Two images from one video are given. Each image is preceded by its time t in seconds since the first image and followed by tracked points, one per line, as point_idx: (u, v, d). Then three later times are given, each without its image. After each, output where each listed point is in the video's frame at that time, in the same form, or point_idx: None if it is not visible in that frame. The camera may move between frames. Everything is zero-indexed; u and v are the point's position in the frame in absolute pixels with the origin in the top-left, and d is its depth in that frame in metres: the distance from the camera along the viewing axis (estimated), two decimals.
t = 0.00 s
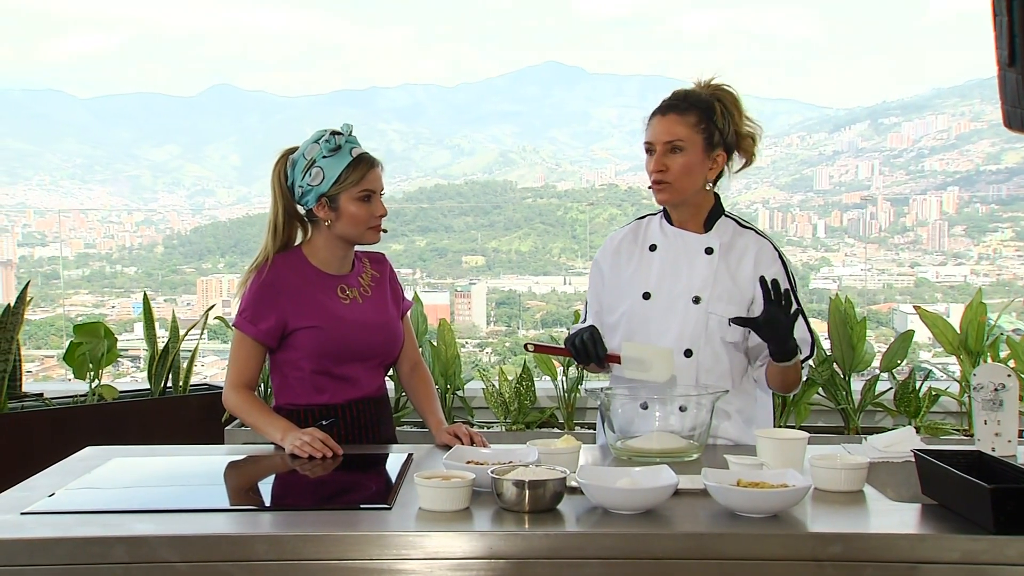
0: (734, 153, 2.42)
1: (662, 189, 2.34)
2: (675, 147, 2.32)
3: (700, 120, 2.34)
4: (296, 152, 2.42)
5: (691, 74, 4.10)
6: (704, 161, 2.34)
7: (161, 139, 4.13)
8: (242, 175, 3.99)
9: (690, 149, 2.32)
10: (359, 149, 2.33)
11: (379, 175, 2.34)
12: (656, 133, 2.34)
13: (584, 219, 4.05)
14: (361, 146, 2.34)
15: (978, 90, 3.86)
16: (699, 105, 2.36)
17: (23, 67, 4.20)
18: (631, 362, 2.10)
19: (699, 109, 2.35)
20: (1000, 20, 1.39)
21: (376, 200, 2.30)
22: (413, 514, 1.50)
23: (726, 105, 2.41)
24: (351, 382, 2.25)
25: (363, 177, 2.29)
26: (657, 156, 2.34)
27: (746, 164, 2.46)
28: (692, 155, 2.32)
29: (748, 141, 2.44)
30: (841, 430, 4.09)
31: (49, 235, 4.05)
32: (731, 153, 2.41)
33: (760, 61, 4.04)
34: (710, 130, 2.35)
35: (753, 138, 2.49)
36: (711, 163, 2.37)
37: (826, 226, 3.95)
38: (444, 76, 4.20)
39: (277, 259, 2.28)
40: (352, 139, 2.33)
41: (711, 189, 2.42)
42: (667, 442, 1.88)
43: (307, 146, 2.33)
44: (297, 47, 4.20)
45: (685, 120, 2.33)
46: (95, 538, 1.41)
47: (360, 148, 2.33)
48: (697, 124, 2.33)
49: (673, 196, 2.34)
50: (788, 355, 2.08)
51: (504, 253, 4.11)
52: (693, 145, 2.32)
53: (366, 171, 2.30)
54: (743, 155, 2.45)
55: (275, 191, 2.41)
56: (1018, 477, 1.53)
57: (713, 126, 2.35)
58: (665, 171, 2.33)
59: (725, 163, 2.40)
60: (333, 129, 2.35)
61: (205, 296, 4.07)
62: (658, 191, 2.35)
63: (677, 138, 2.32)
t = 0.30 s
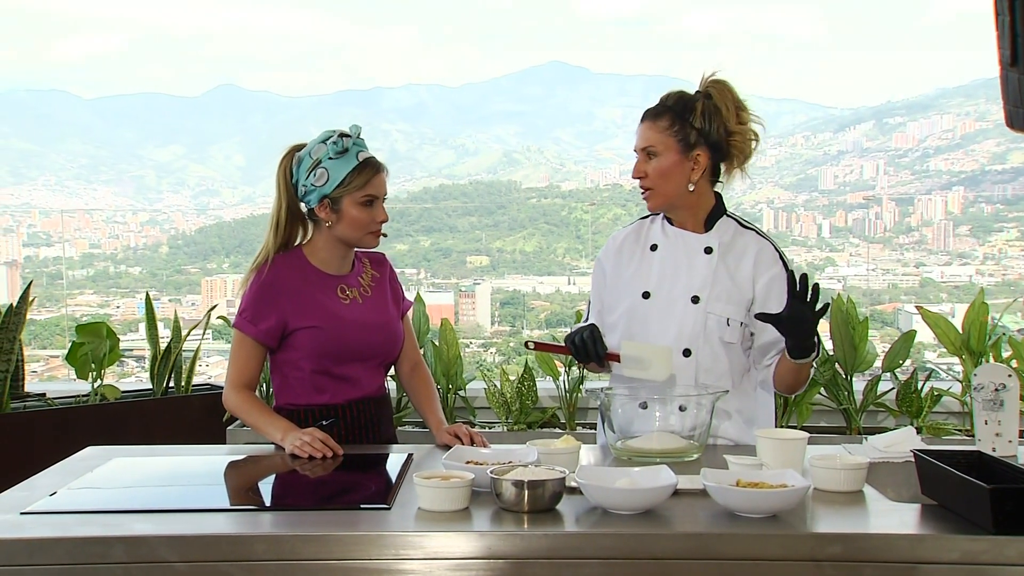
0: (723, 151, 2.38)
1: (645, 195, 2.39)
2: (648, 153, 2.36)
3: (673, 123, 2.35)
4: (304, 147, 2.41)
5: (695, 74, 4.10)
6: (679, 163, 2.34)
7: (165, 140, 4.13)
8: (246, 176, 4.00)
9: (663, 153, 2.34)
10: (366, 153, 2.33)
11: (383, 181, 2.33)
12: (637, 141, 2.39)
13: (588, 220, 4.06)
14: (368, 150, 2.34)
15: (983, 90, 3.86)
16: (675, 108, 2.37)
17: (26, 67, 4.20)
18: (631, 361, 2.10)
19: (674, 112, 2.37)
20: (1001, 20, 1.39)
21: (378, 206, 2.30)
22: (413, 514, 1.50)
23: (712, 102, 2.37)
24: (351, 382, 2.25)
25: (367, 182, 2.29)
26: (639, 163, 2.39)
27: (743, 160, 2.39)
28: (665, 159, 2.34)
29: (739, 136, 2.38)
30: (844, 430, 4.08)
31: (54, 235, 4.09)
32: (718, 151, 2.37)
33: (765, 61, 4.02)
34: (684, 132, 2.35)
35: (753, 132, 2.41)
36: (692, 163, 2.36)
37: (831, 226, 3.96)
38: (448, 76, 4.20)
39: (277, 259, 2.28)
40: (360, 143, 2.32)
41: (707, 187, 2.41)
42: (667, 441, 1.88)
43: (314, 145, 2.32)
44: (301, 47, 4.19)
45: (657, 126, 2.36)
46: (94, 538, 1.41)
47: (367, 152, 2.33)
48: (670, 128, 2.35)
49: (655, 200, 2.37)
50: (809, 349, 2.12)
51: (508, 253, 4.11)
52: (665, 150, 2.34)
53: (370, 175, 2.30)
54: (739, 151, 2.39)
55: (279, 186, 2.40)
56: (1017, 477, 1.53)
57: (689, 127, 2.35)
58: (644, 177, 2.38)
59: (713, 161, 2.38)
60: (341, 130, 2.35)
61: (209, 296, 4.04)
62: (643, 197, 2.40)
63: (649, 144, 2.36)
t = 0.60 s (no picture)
0: (725, 151, 2.39)
1: (647, 192, 2.37)
2: (653, 149, 2.35)
3: (678, 120, 2.35)
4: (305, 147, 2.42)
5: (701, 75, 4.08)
6: (684, 160, 2.34)
7: (169, 140, 4.13)
8: (251, 176, 4.01)
9: (668, 149, 2.33)
10: (364, 149, 2.31)
11: (382, 177, 2.32)
12: (638, 137, 2.38)
13: (591, 220, 4.08)
14: (366, 147, 2.33)
15: (989, 90, 3.88)
16: (678, 106, 2.37)
17: (30, 67, 4.21)
18: (630, 363, 2.10)
19: (677, 110, 2.37)
20: (1004, 20, 1.39)
21: (377, 203, 2.28)
22: (411, 514, 1.50)
23: (715, 101, 2.38)
24: (351, 383, 2.25)
25: (364, 178, 2.27)
26: (640, 159, 2.38)
27: (744, 159, 2.41)
28: (669, 155, 2.33)
29: (740, 135, 2.40)
30: (846, 430, 4.07)
31: (59, 235, 4.09)
32: (721, 150, 2.38)
33: (770, 61, 4.03)
34: (689, 129, 2.35)
35: (753, 131, 2.43)
36: (696, 161, 2.36)
37: (836, 225, 3.97)
38: (453, 76, 4.19)
39: (277, 258, 2.28)
40: (357, 139, 2.31)
41: (708, 187, 2.41)
42: (667, 442, 1.88)
43: (312, 144, 2.32)
44: (306, 48, 4.19)
45: (662, 122, 2.35)
46: (92, 538, 1.41)
47: (365, 149, 2.32)
48: (674, 125, 2.35)
49: (658, 197, 2.36)
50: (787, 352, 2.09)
51: (513, 253, 4.11)
52: (671, 146, 2.33)
53: (367, 171, 2.29)
54: (739, 150, 2.41)
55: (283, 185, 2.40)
56: (1017, 477, 1.53)
57: (694, 125, 2.36)
58: (646, 174, 2.36)
59: (716, 160, 2.39)
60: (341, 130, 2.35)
61: (215, 296, 4.05)
62: (646, 195, 2.38)
63: (653, 140, 2.34)
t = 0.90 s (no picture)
0: (731, 152, 2.41)
1: (658, 190, 2.35)
2: (667, 148, 2.32)
3: (691, 119, 2.34)
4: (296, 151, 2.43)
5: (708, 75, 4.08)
6: (697, 160, 2.33)
7: (175, 140, 4.14)
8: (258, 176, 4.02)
9: (682, 149, 2.32)
10: (357, 148, 2.33)
11: (376, 173, 2.34)
12: (648, 135, 2.35)
13: (597, 220, 4.09)
14: (359, 145, 2.35)
15: (997, 90, 3.89)
16: (692, 105, 2.36)
17: (36, 68, 4.21)
18: (631, 363, 2.10)
19: (690, 108, 2.36)
20: (1006, 19, 1.38)
21: (373, 199, 2.30)
22: (410, 514, 1.51)
23: (721, 104, 2.40)
24: (352, 383, 2.25)
25: (359, 175, 2.29)
26: (650, 157, 2.35)
27: (744, 160, 2.44)
28: (683, 154, 2.32)
29: (744, 138, 2.42)
30: (848, 430, 4.07)
31: (66, 235, 4.09)
32: (727, 152, 2.39)
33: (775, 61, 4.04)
34: (703, 129, 2.34)
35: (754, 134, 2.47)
36: (706, 162, 2.36)
37: (843, 226, 3.98)
38: (459, 76, 4.20)
39: (279, 259, 2.28)
40: (350, 138, 2.33)
41: (712, 187, 2.42)
42: (666, 442, 1.88)
43: (304, 145, 2.34)
44: (312, 48, 4.20)
45: (676, 121, 2.34)
46: (92, 538, 1.42)
47: (358, 147, 2.34)
48: (688, 124, 2.34)
49: (668, 195, 2.34)
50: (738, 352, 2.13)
51: (519, 253, 4.12)
52: (685, 145, 2.32)
53: (362, 169, 2.31)
54: (740, 153, 2.44)
55: (275, 191, 2.41)
56: (1017, 478, 1.53)
57: (707, 126, 2.35)
58: (657, 172, 2.34)
59: (723, 161, 2.39)
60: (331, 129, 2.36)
61: (221, 297, 4.06)
62: (655, 193, 2.36)
63: (667, 138, 2.32)
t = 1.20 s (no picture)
0: (730, 152, 2.40)
1: (654, 192, 2.35)
2: (664, 150, 2.33)
3: (687, 121, 2.35)
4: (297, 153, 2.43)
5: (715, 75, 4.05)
6: (693, 161, 2.33)
7: (184, 141, 4.19)
8: (265, 177, 4.03)
9: (678, 150, 2.32)
10: (357, 148, 2.33)
11: (377, 173, 2.34)
12: (646, 137, 2.36)
13: (604, 220, 4.08)
14: (359, 145, 2.35)
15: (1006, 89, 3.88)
16: (688, 107, 2.37)
17: (43, 68, 4.21)
18: (631, 363, 2.10)
19: (686, 110, 2.36)
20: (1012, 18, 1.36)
21: (375, 199, 2.31)
22: (408, 514, 1.51)
23: (720, 103, 2.40)
24: (352, 383, 2.25)
25: (360, 174, 2.29)
26: (648, 159, 2.35)
27: (746, 160, 2.43)
28: (679, 156, 2.32)
29: (745, 138, 2.42)
30: (852, 430, 4.05)
31: (74, 236, 4.09)
32: (727, 151, 2.39)
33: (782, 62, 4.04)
34: (699, 130, 2.34)
35: (755, 134, 2.46)
36: (705, 162, 2.35)
37: (850, 226, 3.97)
38: (466, 76, 4.21)
39: (279, 260, 2.28)
40: (350, 139, 2.33)
41: (711, 188, 2.41)
42: (666, 442, 1.88)
43: (305, 146, 2.34)
44: (320, 48, 4.21)
45: (672, 123, 2.34)
46: (89, 538, 1.42)
47: (359, 147, 2.34)
48: (684, 125, 2.34)
49: (666, 196, 2.34)
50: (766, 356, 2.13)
51: (526, 253, 4.12)
52: (681, 147, 2.32)
53: (363, 168, 2.31)
54: (742, 152, 2.43)
55: (277, 192, 2.41)
56: (1016, 478, 1.52)
57: (704, 126, 2.35)
58: (655, 174, 2.34)
59: (723, 161, 2.39)
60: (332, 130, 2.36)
61: (229, 296, 4.08)
62: (653, 194, 2.36)
63: (663, 140, 2.33)
